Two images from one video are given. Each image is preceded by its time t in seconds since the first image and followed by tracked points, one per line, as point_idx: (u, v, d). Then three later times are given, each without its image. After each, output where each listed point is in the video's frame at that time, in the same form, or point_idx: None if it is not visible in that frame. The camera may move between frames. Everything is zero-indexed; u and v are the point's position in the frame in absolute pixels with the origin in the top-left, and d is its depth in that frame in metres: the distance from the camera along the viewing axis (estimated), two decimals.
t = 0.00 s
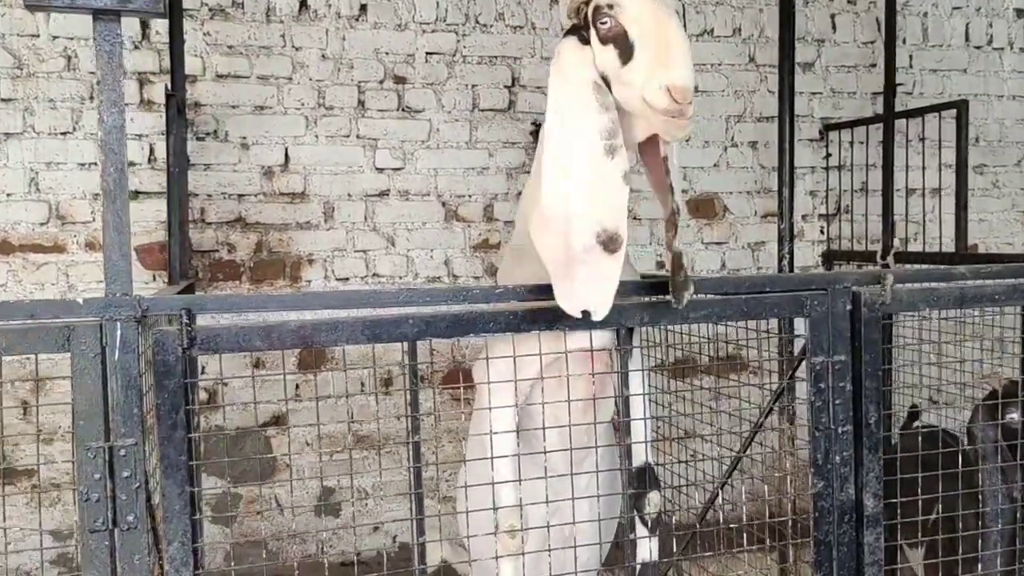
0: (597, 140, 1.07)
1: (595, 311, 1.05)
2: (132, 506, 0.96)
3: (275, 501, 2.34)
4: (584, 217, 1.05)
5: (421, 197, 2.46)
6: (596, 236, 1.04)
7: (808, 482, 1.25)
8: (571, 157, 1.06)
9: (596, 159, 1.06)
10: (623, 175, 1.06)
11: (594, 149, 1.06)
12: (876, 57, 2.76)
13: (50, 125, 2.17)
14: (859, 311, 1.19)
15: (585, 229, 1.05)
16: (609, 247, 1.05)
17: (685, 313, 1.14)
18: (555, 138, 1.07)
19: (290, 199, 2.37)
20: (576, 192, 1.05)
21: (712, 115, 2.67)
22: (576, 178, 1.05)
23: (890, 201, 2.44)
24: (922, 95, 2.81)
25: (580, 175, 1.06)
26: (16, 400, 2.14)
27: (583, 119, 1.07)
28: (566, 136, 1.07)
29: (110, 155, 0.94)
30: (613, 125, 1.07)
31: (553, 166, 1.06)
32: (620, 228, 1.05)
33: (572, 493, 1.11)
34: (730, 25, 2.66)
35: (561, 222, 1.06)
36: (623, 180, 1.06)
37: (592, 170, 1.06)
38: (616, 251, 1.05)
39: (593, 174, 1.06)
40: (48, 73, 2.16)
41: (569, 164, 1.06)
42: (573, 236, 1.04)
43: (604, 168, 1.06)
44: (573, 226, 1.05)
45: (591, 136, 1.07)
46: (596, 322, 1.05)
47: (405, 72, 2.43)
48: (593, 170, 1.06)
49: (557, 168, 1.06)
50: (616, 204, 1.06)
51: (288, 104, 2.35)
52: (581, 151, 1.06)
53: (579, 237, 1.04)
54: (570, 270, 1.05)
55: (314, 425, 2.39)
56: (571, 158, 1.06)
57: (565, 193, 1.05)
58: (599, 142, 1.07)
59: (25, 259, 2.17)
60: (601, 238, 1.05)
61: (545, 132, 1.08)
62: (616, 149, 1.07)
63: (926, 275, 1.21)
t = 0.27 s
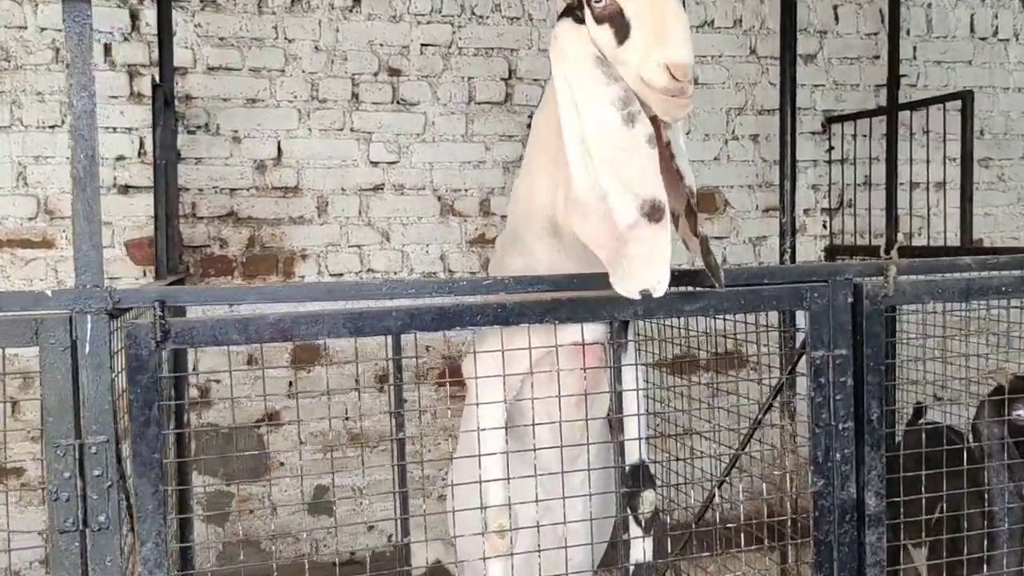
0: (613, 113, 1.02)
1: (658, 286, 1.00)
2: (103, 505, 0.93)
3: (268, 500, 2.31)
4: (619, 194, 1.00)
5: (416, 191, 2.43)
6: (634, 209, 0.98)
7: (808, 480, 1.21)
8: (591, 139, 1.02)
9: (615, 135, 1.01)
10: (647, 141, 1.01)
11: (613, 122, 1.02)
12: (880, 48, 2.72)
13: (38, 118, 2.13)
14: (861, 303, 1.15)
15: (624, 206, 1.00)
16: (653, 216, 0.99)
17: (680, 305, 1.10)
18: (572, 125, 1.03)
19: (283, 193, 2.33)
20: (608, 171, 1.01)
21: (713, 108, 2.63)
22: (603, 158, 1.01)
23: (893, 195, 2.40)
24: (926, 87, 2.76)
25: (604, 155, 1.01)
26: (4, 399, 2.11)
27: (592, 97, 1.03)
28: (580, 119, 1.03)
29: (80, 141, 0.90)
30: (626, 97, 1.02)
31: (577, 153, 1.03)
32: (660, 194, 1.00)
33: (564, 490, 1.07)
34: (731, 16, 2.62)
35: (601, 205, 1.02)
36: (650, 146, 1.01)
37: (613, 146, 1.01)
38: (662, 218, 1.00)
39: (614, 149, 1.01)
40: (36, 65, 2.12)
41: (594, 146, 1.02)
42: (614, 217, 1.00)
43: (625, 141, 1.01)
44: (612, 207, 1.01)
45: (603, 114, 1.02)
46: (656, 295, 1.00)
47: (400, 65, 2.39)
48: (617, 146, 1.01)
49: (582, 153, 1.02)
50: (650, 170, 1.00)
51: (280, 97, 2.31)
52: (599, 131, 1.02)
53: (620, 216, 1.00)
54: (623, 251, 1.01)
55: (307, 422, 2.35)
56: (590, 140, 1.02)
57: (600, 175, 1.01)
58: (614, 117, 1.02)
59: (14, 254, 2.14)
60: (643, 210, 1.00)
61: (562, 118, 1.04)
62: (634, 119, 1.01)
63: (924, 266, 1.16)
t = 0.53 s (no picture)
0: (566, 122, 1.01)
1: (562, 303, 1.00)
2: (51, 513, 0.90)
3: (253, 501, 2.29)
4: (548, 202, 0.99)
5: (403, 188, 2.40)
6: (558, 222, 0.98)
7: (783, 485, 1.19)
8: (537, 139, 1.00)
9: (564, 142, 1.00)
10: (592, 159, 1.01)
11: (563, 131, 1.00)
12: (874, 43, 2.68)
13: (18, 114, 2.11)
14: (837, 304, 1.12)
15: (548, 215, 0.99)
16: (575, 235, 0.99)
17: (650, 306, 1.07)
18: (524, 120, 1.02)
19: (267, 190, 2.31)
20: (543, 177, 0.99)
21: (704, 103, 2.60)
22: (541, 162, 1.00)
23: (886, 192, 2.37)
24: (922, 82, 2.73)
25: (545, 159, 1.00)
26: None
27: (551, 98, 1.02)
28: (533, 116, 1.02)
29: (26, 139, 0.88)
30: (583, 106, 1.02)
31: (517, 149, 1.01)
32: (588, 215, 1.00)
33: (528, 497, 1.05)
34: (723, 10, 2.58)
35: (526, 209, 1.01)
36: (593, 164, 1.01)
37: (558, 153, 1.00)
38: (583, 239, 1.00)
39: (559, 157, 1.00)
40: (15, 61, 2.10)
41: (535, 148, 1.00)
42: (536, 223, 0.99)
43: (571, 152, 1.00)
44: (536, 212, 1.00)
45: (559, 118, 1.01)
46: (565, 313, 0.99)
47: (386, 60, 2.37)
48: (561, 155, 1.00)
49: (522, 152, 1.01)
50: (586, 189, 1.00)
51: (264, 92, 2.29)
52: (550, 133, 1.00)
53: (542, 224, 0.99)
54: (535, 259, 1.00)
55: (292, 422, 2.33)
56: (537, 140, 1.00)
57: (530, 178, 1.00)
58: (567, 124, 1.01)
59: None
60: (567, 225, 0.99)
61: (513, 111, 1.03)
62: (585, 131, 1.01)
63: (910, 265, 1.13)
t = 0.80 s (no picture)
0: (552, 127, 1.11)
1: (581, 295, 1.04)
2: (10, 529, 0.90)
3: (243, 507, 2.29)
4: (550, 201, 1.06)
5: (394, 194, 2.40)
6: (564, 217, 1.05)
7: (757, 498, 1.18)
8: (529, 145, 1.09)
9: (554, 146, 1.10)
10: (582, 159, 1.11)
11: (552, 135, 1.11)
12: (870, 47, 2.66)
13: (10, 121, 2.12)
14: (809, 318, 1.11)
15: (552, 213, 1.06)
16: (577, 230, 1.07)
17: (619, 320, 1.05)
18: (513, 128, 1.10)
19: (258, 197, 2.31)
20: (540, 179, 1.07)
21: (698, 108, 2.58)
22: (538, 166, 1.08)
23: (880, 197, 2.35)
24: (919, 86, 2.70)
25: (538, 162, 1.08)
26: None
27: (537, 108, 1.11)
28: (523, 125, 1.10)
29: None
30: (565, 113, 1.12)
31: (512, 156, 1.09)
32: (585, 211, 1.08)
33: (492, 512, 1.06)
34: (717, 14, 2.57)
35: (526, 213, 1.07)
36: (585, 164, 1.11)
37: (551, 156, 1.09)
38: (585, 233, 1.07)
39: (552, 160, 1.09)
40: (6, 68, 2.11)
41: (528, 154, 1.09)
42: (541, 222, 1.06)
43: (563, 154, 1.10)
44: (541, 211, 1.06)
45: (545, 125, 1.10)
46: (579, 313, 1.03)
47: (377, 66, 2.36)
48: (553, 158, 1.09)
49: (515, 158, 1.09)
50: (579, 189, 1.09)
51: (255, 99, 2.29)
52: (540, 139, 1.09)
53: (547, 223, 1.05)
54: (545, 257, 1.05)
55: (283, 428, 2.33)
56: (529, 145, 1.09)
57: (527, 184, 1.07)
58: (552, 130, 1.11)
59: None
60: (569, 222, 1.07)
61: (502, 120, 1.11)
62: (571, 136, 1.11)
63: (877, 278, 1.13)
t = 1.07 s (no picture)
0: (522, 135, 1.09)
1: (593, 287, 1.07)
2: None
3: (244, 513, 2.30)
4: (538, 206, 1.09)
5: (393, 201, 2.41)
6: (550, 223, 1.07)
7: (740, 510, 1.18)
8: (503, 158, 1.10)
9: (525, 155, 1.09)
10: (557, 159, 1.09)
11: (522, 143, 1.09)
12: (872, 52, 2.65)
13: (12, 130, 2.15)
14: (791, 330, 1.10)
15: (545, 218, 1.09)
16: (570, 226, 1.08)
17: (600, 332, 1.05)
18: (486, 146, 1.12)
19: (258, 205, 2.33)
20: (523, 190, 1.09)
21: (698, 114, 2.58)
22: (518, 176, 1.10)
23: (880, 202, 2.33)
24: (922, 91, 2.69)
25: (517, 173, 1.10)
26: None
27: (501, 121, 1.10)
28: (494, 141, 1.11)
29: None
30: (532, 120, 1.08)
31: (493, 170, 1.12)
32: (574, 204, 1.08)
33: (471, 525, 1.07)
34: (717, 20, 2.57)
35: (523, 220, 1.11)
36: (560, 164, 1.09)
37: (525, 165, 1.09)
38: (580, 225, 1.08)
39: (526, 168, 1.09)
40: (9, 78, 2.14)
41: (506, 166, 1.10)
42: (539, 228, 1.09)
43: (536, 161, 1.08)
44: (534, 219, 1.09)
45: (511, 136, 1.09)
46: (589, 305, 1.05)
47: (377, 73, 2.38)
48: (527, 167, 1.09)
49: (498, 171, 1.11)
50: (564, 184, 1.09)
51: (255, 107, 2.31)
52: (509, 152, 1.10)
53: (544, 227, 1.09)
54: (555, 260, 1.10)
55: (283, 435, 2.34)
56: (503, 159, 1.10)
57: (516, 194, 1.10)
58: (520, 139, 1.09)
59: None
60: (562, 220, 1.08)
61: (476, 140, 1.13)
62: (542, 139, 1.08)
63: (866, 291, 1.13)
